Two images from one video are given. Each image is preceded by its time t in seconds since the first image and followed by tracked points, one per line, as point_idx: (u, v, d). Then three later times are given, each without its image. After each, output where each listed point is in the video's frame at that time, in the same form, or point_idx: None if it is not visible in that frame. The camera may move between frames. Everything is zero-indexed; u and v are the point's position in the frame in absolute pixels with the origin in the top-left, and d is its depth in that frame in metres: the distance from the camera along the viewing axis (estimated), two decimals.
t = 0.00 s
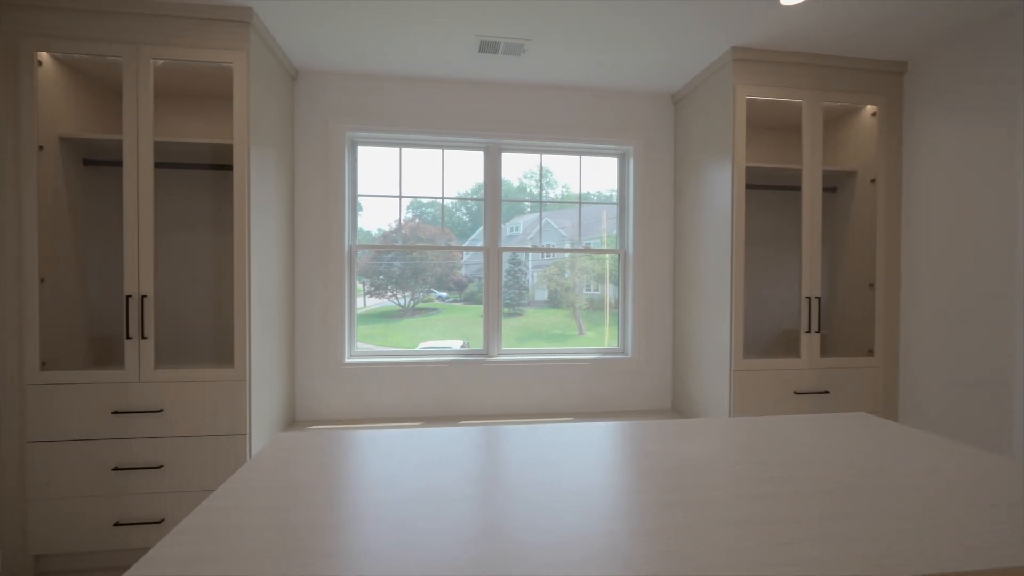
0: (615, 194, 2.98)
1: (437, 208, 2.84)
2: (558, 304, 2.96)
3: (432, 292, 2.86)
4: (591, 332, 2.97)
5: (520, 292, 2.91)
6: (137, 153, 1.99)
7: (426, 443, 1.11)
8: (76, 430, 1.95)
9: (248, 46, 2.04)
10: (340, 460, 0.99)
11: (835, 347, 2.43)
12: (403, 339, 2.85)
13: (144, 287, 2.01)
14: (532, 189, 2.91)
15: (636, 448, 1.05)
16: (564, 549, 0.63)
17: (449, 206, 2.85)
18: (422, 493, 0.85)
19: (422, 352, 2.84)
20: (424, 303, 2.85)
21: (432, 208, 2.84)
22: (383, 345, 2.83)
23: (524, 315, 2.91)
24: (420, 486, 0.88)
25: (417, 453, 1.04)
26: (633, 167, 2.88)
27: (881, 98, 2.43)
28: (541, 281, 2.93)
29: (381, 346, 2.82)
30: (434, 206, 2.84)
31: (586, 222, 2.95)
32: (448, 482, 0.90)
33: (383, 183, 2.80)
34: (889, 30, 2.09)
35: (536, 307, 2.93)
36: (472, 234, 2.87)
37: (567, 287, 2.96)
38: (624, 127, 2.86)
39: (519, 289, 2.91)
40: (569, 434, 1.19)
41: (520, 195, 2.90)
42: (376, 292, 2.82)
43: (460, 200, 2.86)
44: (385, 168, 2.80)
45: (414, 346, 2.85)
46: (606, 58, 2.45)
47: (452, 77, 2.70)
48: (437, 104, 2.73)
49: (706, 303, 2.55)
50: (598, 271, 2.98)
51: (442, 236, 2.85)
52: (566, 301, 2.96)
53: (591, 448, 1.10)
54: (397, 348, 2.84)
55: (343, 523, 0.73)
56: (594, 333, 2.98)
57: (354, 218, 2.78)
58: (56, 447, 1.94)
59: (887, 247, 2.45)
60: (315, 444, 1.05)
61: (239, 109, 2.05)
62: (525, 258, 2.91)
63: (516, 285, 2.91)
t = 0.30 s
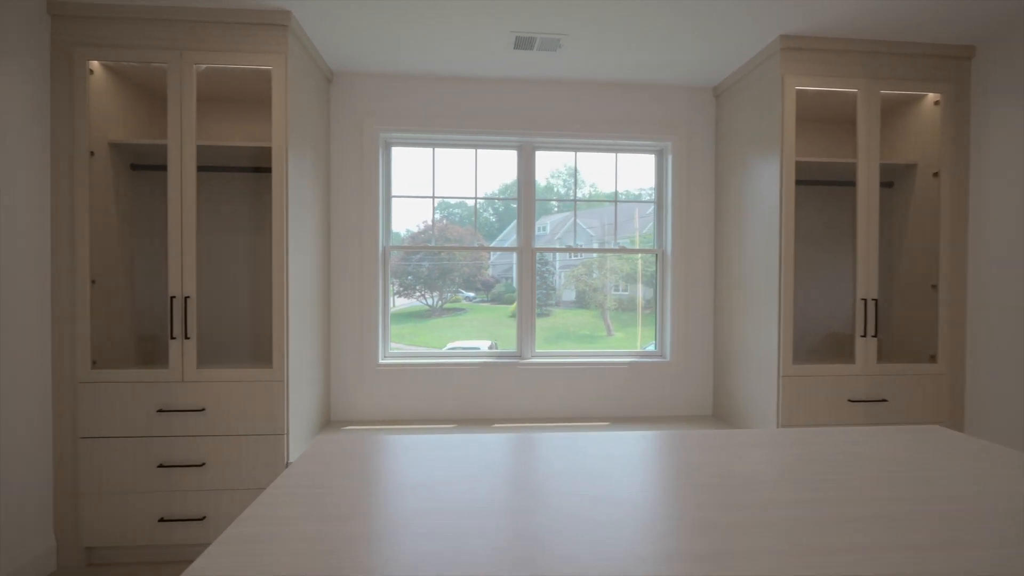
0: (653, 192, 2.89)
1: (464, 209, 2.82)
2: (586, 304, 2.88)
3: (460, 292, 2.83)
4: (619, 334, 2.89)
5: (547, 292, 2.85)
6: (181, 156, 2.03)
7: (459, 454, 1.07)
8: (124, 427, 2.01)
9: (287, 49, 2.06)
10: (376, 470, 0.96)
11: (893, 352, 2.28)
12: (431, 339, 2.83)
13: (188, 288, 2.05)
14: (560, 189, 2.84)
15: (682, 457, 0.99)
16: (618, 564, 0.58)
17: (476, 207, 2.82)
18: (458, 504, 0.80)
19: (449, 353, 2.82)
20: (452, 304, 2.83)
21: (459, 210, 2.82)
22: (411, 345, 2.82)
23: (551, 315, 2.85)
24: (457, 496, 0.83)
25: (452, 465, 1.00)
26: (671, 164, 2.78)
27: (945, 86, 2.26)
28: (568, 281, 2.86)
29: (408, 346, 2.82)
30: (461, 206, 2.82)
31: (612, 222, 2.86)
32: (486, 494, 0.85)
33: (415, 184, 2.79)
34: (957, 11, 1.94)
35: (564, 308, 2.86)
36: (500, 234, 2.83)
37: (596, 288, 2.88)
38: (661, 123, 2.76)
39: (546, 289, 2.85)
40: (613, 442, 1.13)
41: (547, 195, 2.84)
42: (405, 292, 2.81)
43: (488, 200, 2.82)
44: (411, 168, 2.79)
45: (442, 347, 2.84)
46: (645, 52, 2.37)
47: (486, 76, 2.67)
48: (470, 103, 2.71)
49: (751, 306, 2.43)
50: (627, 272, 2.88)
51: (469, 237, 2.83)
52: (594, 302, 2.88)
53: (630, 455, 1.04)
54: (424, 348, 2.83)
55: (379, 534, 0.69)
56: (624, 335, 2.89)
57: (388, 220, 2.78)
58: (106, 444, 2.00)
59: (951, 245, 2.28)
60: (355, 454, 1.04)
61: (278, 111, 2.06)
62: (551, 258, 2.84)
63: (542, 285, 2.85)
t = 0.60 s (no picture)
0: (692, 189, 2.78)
1: (493, 209, 2.79)
2: (616, 305, 2.80)
3: (488, 292, 2.80)
4: (650, 336, 2.79)
5: (577, 292, 2.78)
6: (222, 160, 2.08)
7: (489, 463, 1.03)
8: (168, 423, 2.06)
9: (324, 51, 2.07)
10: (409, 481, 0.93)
11: (958, 359, 2.11)
12: (460, 338, 2.81)
13: (228, 288, 2.10)
14: (588, 189, 2.77)
15: (729, 468, 0.91)
16: None
17: (504, 207, 2.78)
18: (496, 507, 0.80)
19: (478, 352, 2.79)
20: (480, 304, 2.80)
21: (488, 210, 2.79)
22: (440, 344, 2.81)
23: (579, 316, 2.78)
24: (483, 513, 0.78)
25: (479, 478, 0.95)
26: (711, 159, 2.67)
27: (1018, 70, 2.08)
28: (598, 281, 2.79)
29: (438, 345, 2.81)
30: (490, 207, 2.79)
31: (641, 221, 2.77)
32: (513, 510, 0.79)
33: (447, 184, 2.78)
34: None
35: (593, 308, 2.79)
36: (528, 234, 2.78)
37: (626, 288, 2.79)
38: (701, 117, 2.66)
39: (574, 289, 2.78)
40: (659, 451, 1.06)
41: (575, 194, 2.77)
42: (435, 292, 2.80)
43: (516, 200, 2.78)
44: (438, 168, 2.78)
45: (471, 346, 2.81)
46: (685, 43, 2.28)
47: (519, 73, 2.63)
48: (503, 102, 2.68)
49: (800, 307, 2.30)
50: (658, 272, 2.79)
51: (497, 237, 2.79)
52: (623, 302, 2.79)
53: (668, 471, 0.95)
54: (453, 348, 2.81)
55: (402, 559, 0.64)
56: (656, 337, 2.79)
57: (421, 220, 2.78)
58: (151, 439, 2.06)
59: None
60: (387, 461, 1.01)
61: (315, 114, 2.08)
62: (579, 258, 2.77)
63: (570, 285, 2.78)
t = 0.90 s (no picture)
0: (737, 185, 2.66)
1: (526, 209, 2.74)
2: (651, 306, 2.70)
3: (520, 292, 2.76)
4: (687, 337, 2.68)
5: (611, 292, 2.70)
6: (262, 164, 2.13)
7: (527, 474, 1.08)
8: (212, 421, 2.12)
9: (359, 54, 2.08)
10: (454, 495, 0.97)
11: None
12: (493, 339, 2.78)
13: (268, 290, 2.14)
14: (622, 188, 2.69)
15: (763, 485, 0.93)
16: None
17: (537, 207, 2.73)
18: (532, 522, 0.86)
19: (512, 353, 2.76)
20: (512, 304, 2.76)
21: (519, 210, 2.74)
22: (473, 344, 2.79)
23: (613, 317, 2.70)
24: (529, 524, 0.85)
25: (521, 488, 1.00)
26: (758, 154, 2.54)
27: None
28: (632, 281, 2.69)
29: (471, 345, 2.79)
30: (522, 207, 2.74)
31: (677, 220, 2.67)
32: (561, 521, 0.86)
33: (481, 184, 2.76)
34: None
35: (627, 309, 2.70)
36: (561, 234, 2.72)
37: (661, 289, 2.69)
38: (746, 110, 2.53)
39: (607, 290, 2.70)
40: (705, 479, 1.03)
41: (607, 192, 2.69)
42: (468, 292, 2.78)
43: (548, 199, 2.73)
44: (469, 168, 2.76)
45: (504, 347, 2.78)
46: (730, 32, 2.17)
47: (553, 69, 2.57)
48: (538, 99, 2.63)
49: (857, 310, 2.15)
50: (695, 272, 2.67)
51: (530, 237, 2.74)
52: (659, 302, 2.69)
53: (698, 484, 1.01)
54: (486, 348, 2.78)
55: None
56: (694, 340, 2.68)
57: (455, 221, 2.77)
58: (196, 436, 2.12)
59: None
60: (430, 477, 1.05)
61: (351, 117, 2.09)
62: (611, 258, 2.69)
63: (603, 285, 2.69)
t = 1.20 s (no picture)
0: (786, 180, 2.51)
1: (562, 209, 2.69)
2: (691, 307, 2.59)
3: (557, 292, 2.71)
4: (729, 341, 2.55)
5: (649, 292, 2.61)
6: (303, 168, 2.17)
7: (560, 486, 1.08)
8: (256, 419, 2.19)
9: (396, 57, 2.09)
10: (489, 508, 0.97)
11: None
12: (529, 339, 2.75)
13: (308, 292, 2.18)
14: (661, 186, 2.59)
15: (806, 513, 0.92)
16: None
17: (574, 207, 2.68)
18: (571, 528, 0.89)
19: (548, 354, 2.72)
20: (548, 304, 2.72)
21: (555, 210, 2.70)
22: (509, 345, 2.76)
23: (651, 319, 2.61)
24: (564, 542, 0.84)
25: (555, 502, 1.00)
26: (810, 148, 2.40)
27: None
28: (671, 282, 2.59)
29: (507, 345, 2.76)
30: (559, 207, 2.69)
31: (720, 218, 2.55)
32: (598, 540, 0.85)
33: (517, 184, 2.73)
34: None
35: (667, 311, 2.60)
36: (597, 235, 2.66)
37: (702, 289, 2.58)
38: (798, 101, 2.39)
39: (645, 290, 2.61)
40: (753, 506, 0.97)
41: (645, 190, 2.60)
42: (503, 293, 2.76)
43: (584, 198, 2.67)
44: (504, 168, 2.74)
45: (540, 347, 2.74)
46: (781, 20, 2.05)
47: (591, 65, 2.51)
48: (575, 97, 2.58)
49: (924, 314, 1.99)
50: (739, 272, 2.54)
51: (566, 237, 2.69)
52: (700, 303, 2.58)
53: (735, 500, 1.01)
54: (522, 348, 2.75)
55: None
56: (737, 343, 2.55)
57: (491, 222, 2.75)
58: (242, 433, 2.20)
59: None
60: (463, 490, 1.05)
61: (388, 120, 2.11)
62: (650, 258, 2.60)
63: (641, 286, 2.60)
